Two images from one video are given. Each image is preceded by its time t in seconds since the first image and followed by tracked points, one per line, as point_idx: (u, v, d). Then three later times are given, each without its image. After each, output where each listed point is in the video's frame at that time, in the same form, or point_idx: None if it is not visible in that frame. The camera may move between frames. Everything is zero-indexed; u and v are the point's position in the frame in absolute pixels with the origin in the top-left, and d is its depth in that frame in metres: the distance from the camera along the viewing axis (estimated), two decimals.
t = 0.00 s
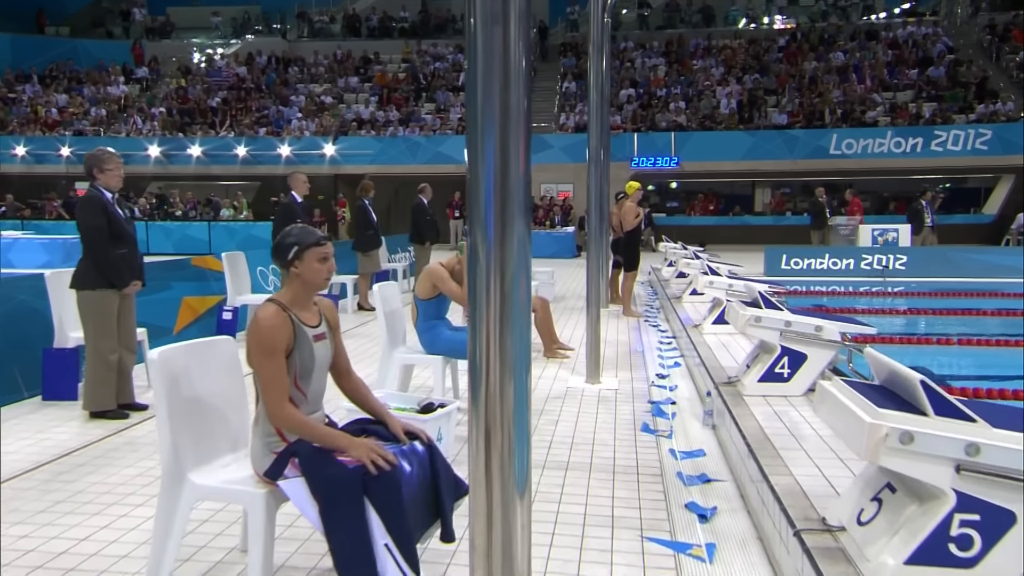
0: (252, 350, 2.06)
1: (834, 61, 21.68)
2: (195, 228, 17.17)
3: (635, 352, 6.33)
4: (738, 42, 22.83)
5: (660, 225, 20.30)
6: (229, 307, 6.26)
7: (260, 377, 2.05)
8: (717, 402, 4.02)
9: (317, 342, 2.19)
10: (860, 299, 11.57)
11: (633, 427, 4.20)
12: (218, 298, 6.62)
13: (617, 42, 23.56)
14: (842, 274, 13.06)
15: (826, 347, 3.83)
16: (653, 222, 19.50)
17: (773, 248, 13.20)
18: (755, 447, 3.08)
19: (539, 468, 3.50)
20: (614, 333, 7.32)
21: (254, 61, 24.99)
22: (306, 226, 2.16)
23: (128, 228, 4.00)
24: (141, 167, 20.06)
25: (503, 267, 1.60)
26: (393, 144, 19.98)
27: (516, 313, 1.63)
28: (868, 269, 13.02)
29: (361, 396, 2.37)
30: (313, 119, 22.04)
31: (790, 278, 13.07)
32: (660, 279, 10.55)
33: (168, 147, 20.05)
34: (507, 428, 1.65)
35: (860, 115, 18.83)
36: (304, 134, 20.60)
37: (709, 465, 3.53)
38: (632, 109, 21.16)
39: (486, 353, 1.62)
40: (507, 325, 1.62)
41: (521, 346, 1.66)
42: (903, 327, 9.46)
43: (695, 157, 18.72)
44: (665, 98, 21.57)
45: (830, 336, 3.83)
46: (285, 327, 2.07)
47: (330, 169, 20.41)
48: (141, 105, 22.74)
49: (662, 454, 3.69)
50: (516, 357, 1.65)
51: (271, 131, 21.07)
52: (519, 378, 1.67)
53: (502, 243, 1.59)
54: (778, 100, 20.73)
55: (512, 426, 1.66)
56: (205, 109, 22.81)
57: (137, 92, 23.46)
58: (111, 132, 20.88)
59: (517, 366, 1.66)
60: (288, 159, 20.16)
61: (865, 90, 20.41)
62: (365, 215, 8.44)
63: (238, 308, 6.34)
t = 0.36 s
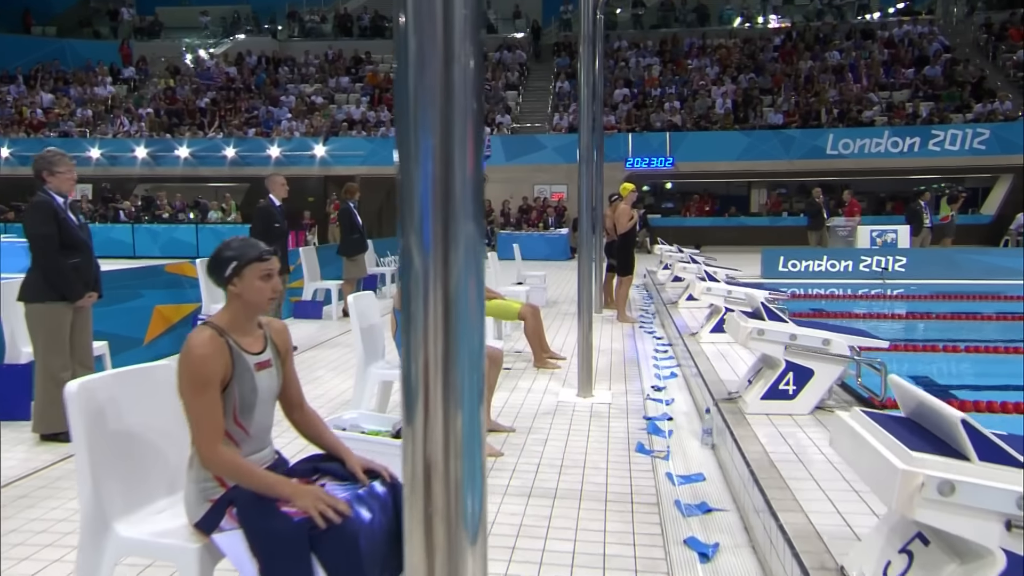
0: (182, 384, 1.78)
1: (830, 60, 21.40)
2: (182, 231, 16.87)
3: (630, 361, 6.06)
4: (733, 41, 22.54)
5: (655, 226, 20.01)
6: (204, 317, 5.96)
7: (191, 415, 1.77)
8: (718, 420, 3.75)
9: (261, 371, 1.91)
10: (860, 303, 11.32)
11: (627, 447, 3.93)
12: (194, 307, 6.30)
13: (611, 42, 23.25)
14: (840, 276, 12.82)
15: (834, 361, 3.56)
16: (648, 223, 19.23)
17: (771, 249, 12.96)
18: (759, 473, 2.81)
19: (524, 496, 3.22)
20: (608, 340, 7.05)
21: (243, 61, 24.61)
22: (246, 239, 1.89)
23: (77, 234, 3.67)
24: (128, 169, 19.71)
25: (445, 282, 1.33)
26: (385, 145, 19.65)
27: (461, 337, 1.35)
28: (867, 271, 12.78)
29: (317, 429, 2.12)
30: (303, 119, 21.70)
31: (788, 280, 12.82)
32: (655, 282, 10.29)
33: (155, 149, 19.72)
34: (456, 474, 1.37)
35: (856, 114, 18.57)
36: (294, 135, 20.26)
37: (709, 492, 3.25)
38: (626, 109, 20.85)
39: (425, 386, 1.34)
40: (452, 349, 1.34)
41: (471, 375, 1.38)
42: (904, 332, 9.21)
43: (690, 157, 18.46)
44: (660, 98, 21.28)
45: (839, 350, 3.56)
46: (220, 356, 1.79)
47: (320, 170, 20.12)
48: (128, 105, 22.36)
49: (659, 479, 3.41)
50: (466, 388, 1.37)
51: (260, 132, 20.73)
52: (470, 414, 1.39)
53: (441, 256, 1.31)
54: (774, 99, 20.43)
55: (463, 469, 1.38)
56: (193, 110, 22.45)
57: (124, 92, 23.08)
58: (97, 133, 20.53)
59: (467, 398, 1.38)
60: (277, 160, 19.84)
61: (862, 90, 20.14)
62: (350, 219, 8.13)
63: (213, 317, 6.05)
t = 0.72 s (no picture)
0: (80, 425, 1.50)
1: (822, 58, 21.18)
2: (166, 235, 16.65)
3: (619, 370, 5.80)
4: (724, 40, 22.36)
5: (646, 226, 19.81)
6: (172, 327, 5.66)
7: (91, 461, 1.49)
8: (712, 438, 3.49)
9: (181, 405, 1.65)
10: (855, 305, 11.09)
11: (616, 466, 3.66)
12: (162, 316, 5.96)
13: (601, 41, 23.09)
14: (835, 277, 12.59)
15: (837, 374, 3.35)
16: (640, 224, 19.05)
17: (764, 250, 12.73)
18: (758, 502, 2.54)
19: (502, 527, 2.95)
20: (597, 347, 6.79)
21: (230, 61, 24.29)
22: (159, 251, 1.64)
23: (15, 244, 3.37)
24: (111, 172, 19.42)
25: (305, 91, 0.55)
26: (373, 147, 19.42)
27: (347, 226, 0.58)
28: (863, 272, 12.55)
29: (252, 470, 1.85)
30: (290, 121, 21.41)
31: (782, 282, 12.59)
32: (647, 285, 10.06)
33: (139, 151, 19.42)
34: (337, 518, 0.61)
35: (849, 113, 18.37)
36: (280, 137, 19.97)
37: (704, 519, 2.99)
38: (617, 109, 20.60)
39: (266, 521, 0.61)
40: (331, 248, 0.57)
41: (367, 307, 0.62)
42: (902, 335, 8.97)
43: (682, 157, 18.29)
44: (650, 97, 21.06)
45: (841, 363, 3.36)
46: (126, 389, 1.52)
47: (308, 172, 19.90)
48: (112, 107, 22.05)
49: (650, 505, 3.15)
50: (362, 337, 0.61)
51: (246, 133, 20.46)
52: (367, 389, 0.63)
53: (283, 30, 0.54)
54: (766, 98, 20.24)
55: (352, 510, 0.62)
56: (179, 111, 22.12)
57: (108, 94, 22.78)
58: (80, 136, 20.24)
59: (359, 359, 0.61)
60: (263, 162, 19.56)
61: (854, 88, 19.93)
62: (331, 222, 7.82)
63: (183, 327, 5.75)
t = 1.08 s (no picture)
0: None
1: (815, 59, 20.95)
2: (149, 237, 16.33)
3: (609, 380, 5.55)
4: (717, 41, 22.19)
5: (638, 228, 19.59)
6: (138, 333, 5.36)
7: None
8: (706, 458, 3.23)
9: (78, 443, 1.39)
10: (850, 309, 10.88)
11: (602, 488, 3.41)
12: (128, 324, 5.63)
13: (593, 41, 22.89)
14: (829, 280, 12.38)
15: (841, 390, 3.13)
16: (631, 225, 18.83)
17: (758, 252, 12.52)
18: (756, 536, 2.27)
19: (476, 560, 2.68)
20: (586, 354, 6.53)
21: (216, 61, 23.93)
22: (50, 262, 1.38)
23: None
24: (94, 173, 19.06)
25: None
26: (362, 147, 19.12)
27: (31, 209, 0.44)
28: (857, 275, 12.36)
29: (168, 515, 1.59)
30: (278, 121, 21.07)
31: (775, 285, 12.38)
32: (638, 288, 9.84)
33: (123, 152, 19.06)
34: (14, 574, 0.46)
35: (842, 114, 18.20)
36: (267, 137, 19.67)
37: (698, 551, 2.73)
38: (609, 109, 20.36)
39: None
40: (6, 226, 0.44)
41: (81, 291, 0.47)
42: (899, 341, 8.75)
43: (674, 159, 18.11)
44: (642, 98, 20.81)
45: (844, 378, 3.15)
46: None
47: (295, 173, 19.57)
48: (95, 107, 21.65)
49: (639, 533, 2.89)
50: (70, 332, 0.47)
51: (233, 134, 20.16)
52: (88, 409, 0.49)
53: None
54: (758, 99, 20.03)
55: (57, 566, 0.47)
56: (164, 111, 21.71)
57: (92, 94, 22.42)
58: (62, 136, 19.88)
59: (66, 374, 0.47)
60: (250, 163, 19.25)
61: (847, 89, 19.72)
62: (311, 224, 7.55)
63: (150, 334, 5.45)
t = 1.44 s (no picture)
0: None
1: (819, 62, 20.62)
2: (145, 241, 16.12)
3: (607, 393, 5.30)
4: (720, 44, 21.96)
5: (640, 233, 19.31)
6: (114, 343, 5.12)
7: None
8: (711, 487, 2.96)
9: None
10: (855, 316, 10.63)
11: (597, 517, 3.15)
12: (105, 332, 5.38)
13: (594, 45, 22.67)
14: (834, 287, 12.13)
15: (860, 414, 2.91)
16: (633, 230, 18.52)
17: (762, 258, 12.26)
18: None
19: None
20: (584, 365, 6.28)
21: (215, 63, 23.75)
22: None
23: None
24: (90, 176, 18.88)
25: None
26: (360, 150, 18.86)
27: None
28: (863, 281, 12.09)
29: None
30: (276, 124, 20.85)
31: (779, 291, 12.13)
32: (639, 295, 9.60)
33: (119, 155, 18.87)
34: None
35: (847, 117, 17.94)
36: (264, 139, 19.46)
37: None
38: (610, 112, 20.09)
39: None
40: None
41: None
42: (906, 351, 8.50)
43: (676, 163, 17.89)
44: (644, 101, 20.54)
45: (861, 400, 2.93)
46: None
47: (293, 177, 19.34)
48: (91, 109, 21.44)
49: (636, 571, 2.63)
50: None
51: (230, 136, 19.94)
52: None
53: None
54: (762, 102, 19.72)
55: None
56: (161, 113, 21.47)
57: (88, 96, 22.20)
58: (57, 138, 19.66)
59: None
60: (247, 166, 19.04)
61: (852, 92, 19.41)
62: (302, 229, 7.31)
63: (126, 344, 5.21)
